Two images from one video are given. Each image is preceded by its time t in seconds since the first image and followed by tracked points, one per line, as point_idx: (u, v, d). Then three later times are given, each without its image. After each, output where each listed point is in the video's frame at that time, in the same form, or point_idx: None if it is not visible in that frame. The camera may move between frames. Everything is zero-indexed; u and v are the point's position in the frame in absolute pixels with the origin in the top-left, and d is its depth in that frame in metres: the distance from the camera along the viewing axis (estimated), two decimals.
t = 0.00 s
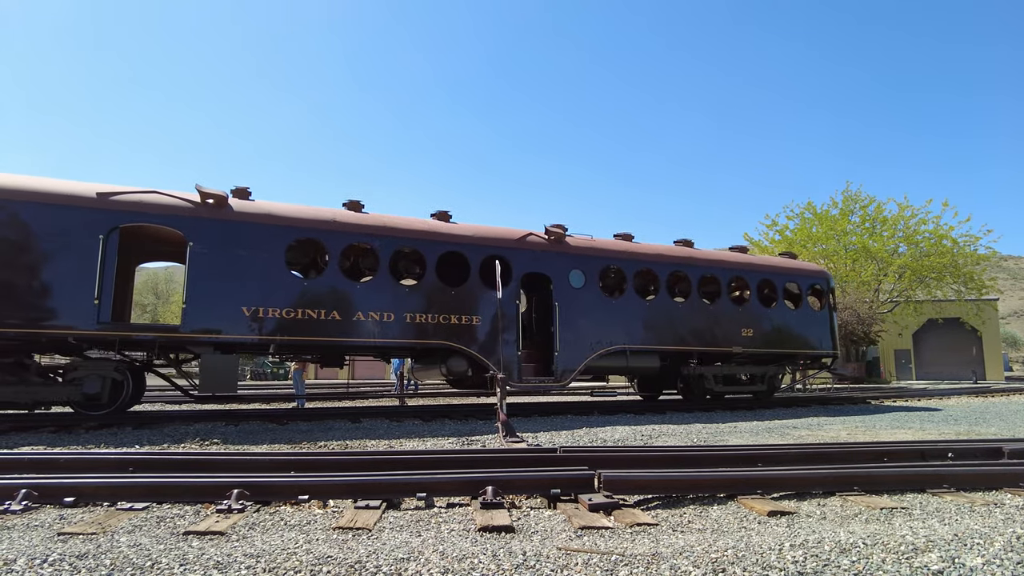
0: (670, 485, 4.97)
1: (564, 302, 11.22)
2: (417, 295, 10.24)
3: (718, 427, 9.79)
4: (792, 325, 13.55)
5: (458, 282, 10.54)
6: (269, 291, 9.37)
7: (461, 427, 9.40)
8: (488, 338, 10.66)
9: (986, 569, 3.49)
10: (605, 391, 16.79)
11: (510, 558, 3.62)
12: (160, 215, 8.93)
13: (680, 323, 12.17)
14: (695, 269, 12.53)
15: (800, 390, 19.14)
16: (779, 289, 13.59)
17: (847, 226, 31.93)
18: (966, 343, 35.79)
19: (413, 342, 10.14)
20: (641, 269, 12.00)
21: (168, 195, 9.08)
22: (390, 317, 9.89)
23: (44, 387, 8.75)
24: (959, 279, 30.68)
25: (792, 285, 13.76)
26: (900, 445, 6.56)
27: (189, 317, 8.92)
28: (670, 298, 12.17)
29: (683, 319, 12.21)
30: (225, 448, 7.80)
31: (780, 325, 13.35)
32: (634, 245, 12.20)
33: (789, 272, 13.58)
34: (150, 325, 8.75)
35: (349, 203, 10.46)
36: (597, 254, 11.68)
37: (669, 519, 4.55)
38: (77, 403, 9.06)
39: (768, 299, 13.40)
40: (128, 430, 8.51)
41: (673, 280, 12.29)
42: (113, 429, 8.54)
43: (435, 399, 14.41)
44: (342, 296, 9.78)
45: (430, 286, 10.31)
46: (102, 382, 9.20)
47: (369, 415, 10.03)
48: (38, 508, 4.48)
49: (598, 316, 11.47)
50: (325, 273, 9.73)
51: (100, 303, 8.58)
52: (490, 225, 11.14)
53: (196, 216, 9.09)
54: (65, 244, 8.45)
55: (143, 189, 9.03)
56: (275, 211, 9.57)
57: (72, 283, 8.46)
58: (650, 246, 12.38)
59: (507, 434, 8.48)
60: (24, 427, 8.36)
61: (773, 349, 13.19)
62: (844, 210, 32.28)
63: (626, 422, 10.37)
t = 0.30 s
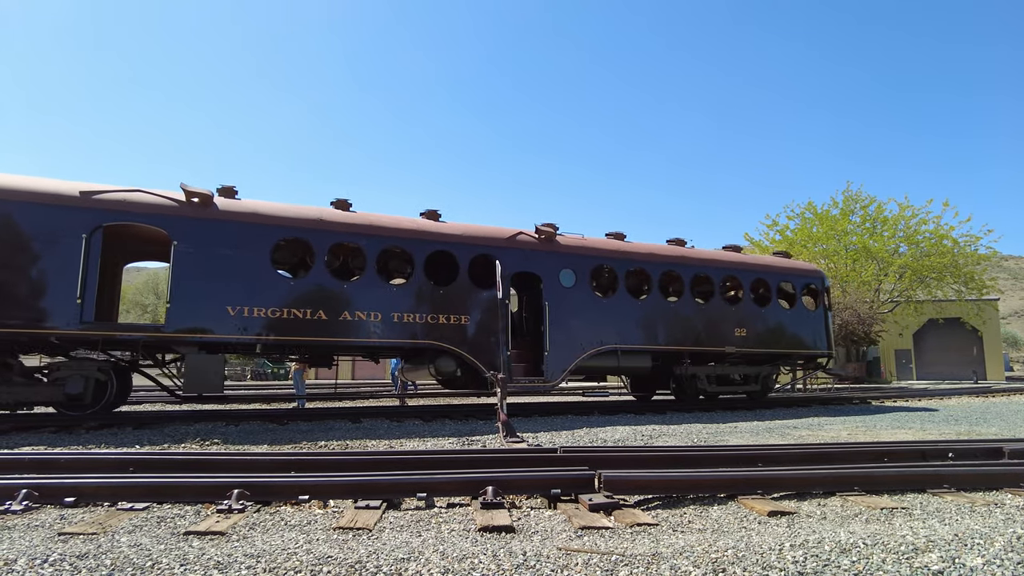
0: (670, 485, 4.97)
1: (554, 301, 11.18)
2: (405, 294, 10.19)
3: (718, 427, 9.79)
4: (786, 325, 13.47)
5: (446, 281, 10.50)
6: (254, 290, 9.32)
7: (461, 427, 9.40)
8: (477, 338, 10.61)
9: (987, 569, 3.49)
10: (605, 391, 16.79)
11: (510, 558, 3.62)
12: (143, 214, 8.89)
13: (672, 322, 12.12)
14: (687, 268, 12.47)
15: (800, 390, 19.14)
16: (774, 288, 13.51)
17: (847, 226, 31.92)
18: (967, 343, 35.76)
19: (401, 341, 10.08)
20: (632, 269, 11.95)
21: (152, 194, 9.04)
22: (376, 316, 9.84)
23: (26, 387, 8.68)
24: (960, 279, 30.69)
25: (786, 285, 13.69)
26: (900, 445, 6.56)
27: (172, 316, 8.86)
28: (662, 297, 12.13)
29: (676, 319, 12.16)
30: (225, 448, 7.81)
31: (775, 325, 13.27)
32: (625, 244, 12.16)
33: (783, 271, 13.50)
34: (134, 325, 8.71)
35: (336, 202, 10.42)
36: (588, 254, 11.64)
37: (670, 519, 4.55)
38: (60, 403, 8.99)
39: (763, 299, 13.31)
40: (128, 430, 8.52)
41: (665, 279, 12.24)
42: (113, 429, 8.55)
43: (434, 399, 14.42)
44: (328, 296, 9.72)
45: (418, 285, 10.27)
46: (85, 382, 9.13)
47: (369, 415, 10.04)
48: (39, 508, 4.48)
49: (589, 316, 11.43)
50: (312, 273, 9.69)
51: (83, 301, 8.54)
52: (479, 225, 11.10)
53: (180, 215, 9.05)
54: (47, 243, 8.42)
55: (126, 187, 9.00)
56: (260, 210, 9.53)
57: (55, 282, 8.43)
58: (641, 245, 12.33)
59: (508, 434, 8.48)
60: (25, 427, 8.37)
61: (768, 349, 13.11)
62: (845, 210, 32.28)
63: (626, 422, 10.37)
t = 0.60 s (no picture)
0: (670, 485, 4.97)
1: (544, 301, 11.16)
2: (392, 294, 10.16)
3: (718, 427, 9.80)
4: (781, 324, 13.41)
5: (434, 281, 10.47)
6: (239, 289, 9.29)
7: (461, 427, 9.41)
8: (465, 338, 10.57)
9: (987, 569, 3.49)
10: (605, 391, 16.78)
11: (510, 558, 3.62)
12: (127, 213, 8.85)
13: (664, 322, 12.10)
14: (679, 268, 12.41)
15: (800, 390, 19.16)
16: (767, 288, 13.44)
17: (848, 226, 31.92)
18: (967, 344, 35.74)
19: (388, 340, 10.05)
20: (623, 268, 11.91)
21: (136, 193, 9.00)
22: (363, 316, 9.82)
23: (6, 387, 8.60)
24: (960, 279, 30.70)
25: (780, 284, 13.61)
26: (900, 445, 6.56)
27: (155, 316, 8.82)
28: (653, 296, 12.09)
29: (667, 318, 12.13)
30: (225, 448, 7.81)
31: (768, 325, 13.23)
32: (616, 243, 12.12)
33: (776, 271, 13.44)
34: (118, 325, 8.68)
35: (324, 201, 10.38)
36: (578, 253, 11.61)
37: (669, 519, 4.55)
38: (42, 404, 8.86)
39: (756, 298, 13.25)
40: (129, 430, 8.53)
41: (656, 279, 12.20)
42: (114, 429, 8.56)
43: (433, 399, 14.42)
44: (314, 295, 9.69)
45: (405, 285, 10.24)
46: (67, 382, 8.97)
47: (369, 415, 10.04)
48: (39, 508, 4.48)
49: (579, 316, 11.40)
50: (299, 272, 9.66)
51: (65, 301, 8.49)
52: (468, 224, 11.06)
53: (164, 214, 9.00)
54: (29, 243, 8.40)
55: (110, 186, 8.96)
56: (246, 209, 9.49)
57: (38, 281, 8.41)
58: (632, 244, 12.29)
59: (508, 434, 8.49)
60: (25, 427, 8.37)
61: (761, 349, 13.07)
62: (845, 210, 32.29)
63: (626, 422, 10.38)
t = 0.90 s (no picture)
0: (670, 485, 4.98)
1: (533, 301, 11.14)
2: (379, 294, 10.12)
3: (719, 427, 9.80)
4: (774, 324, 13.38)
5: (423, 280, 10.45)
6: (224, 289, 9.27)
7: (462, 427, 9.42)
8: (453, 338, 10.54)
9: (986, 569, 3.48)
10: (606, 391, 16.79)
11: (510, 558, 3.62)
12: (111, 212, 8.83)
13: (655, 322, 12.08)
14: (670, 267, 12.39)
15: (800, 390, 19.18)
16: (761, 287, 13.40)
17: (848, 226, 31.90)
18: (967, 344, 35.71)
19: (374, 340, 10.02)
20: (614, 268, 11.89)
21: (120, 192, 8.99)
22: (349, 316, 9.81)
23: None
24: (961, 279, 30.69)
25: (774, 283, 13.57)
26: (901, 445, 6.55)
27: (138, 315, 8.80)
28: (645, 296, 12.07)
29: (658, 318, 12.11)
30: (226, 448, 7.82)
31: (761, 324, 13.20)
32: (608, 242, 12.10)
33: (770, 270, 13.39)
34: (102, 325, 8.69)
35: (312, 199, 10.35)
36: (568, 252, 11.59)
37: (670, 519, 4.56)
38: (26, 404, 8.80)
39: (749, 298, 13.22)
40: (129, 430, 8.54)
41: (648, 279, 12.18)
42: (114, 429, 8.57)
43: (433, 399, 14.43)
44: (299, 295, 9.66)
45: (392, 284, 10.21)
46: (50, 382, 8.90)
47: (369, 416, 10.05)
48: (39, 508, 4.49)
49: (569, 316, 11.39)
50: (285, 271, 9.63)
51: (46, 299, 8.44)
52: (457, 223, 11.03)
53: (148, 213, 8.98)
54: (12, 242, 8.40)
55: (94, 185, 8.94)
56: (232, 208, 9.47)
57: (20, 279, 8.39)
58: (623, 243, 12.26)
59: (508, 434, 8.49)
60: (26, 427, 8.38)
61: (754, 348, 13.04)
62: (846, 210, 32.28)
63: (626, 422, 10.39)
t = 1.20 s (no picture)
0: (670, 485, 4.98)
1: (523, 300, 11.13)
2: (367, 293, 10.11)
3: (719, 427, 9.80)
4: (769, 323, 13.34)
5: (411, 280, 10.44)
6: (209, 287, 9.25)
7: (462, 427, 9.43)
8: (442, 338, 10.53)
9: (986, 569, 3.48)
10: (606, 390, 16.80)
11: (510, 558, 3.62)
12: (95, 210, 8.81)
13: (647, 322, 12.06)
14: (662, 267, 12.36)
15: (799, 390, 19.19)
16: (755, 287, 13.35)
17: (849, 226, 31.86)
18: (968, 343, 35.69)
19: (360, 340, 10.00)
20: (605, 267, 11.88)
21: (104, 191, 8.97)
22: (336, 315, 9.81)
23: None
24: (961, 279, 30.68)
25: (768, 283, 13.52)
26: (901, 445, 6.55)
27: (123, 315, 8.77)
28: (636, 295, 12.05)
29: (650, 318, 12.10)
30: (226, 448, 7.82)
31: (755, 324, 13.16)
32: (599, 241, 12.08)
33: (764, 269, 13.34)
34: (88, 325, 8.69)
35: (299, 198, 10.33)
36: (559, 252, 11.58)
37: (669, 519, 4.56)
38: (8, 404, 8.80)
39: (742, 297, 13.18)
40: (130, 430, 8.55)
41: (639, 278, 12.16)
42: (114, 429, 8.58)
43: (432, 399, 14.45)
44: (285, 295, 9.64)
45: (380, 284, 10.20)
46: (32, 382, 8.89)
47: (370, 415, 10.05)
48: (40, 508, 4.49)
49: (559, 315, 11.38)
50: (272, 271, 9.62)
51: (29, 298, 8.41)
52: (446, 222, 11.01)
53: (133, 212, 8.96)
54: None
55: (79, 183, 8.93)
56: (218, 206, 9.44)
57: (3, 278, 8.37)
58: (615, 242, 12.24)
59: (508, 434, 8.50)
60: (26, 427, 8.39)
61: (747, 348, 13.01)
62: (847, 210, 32.26)
63: (627, 422, 10.40)
